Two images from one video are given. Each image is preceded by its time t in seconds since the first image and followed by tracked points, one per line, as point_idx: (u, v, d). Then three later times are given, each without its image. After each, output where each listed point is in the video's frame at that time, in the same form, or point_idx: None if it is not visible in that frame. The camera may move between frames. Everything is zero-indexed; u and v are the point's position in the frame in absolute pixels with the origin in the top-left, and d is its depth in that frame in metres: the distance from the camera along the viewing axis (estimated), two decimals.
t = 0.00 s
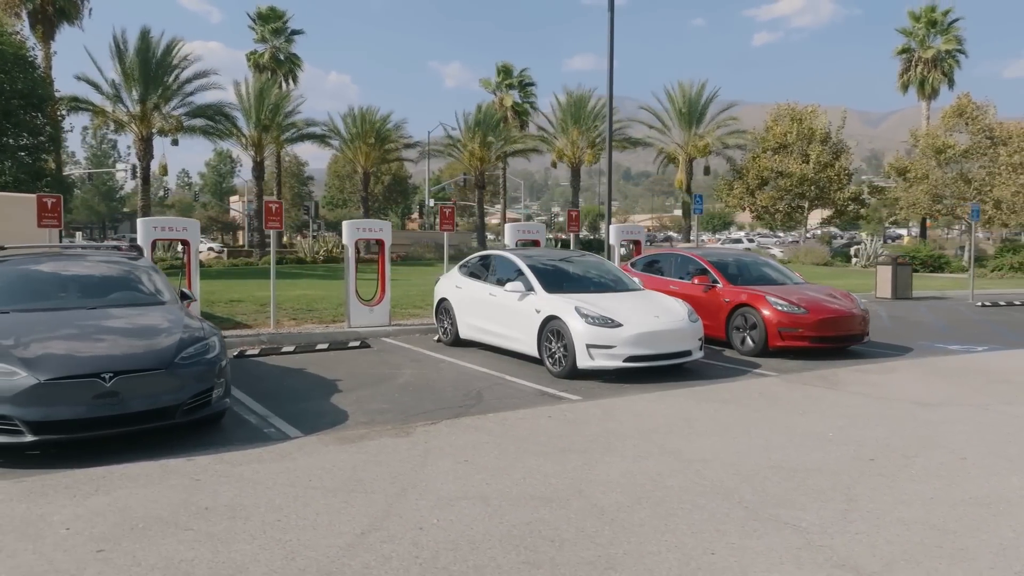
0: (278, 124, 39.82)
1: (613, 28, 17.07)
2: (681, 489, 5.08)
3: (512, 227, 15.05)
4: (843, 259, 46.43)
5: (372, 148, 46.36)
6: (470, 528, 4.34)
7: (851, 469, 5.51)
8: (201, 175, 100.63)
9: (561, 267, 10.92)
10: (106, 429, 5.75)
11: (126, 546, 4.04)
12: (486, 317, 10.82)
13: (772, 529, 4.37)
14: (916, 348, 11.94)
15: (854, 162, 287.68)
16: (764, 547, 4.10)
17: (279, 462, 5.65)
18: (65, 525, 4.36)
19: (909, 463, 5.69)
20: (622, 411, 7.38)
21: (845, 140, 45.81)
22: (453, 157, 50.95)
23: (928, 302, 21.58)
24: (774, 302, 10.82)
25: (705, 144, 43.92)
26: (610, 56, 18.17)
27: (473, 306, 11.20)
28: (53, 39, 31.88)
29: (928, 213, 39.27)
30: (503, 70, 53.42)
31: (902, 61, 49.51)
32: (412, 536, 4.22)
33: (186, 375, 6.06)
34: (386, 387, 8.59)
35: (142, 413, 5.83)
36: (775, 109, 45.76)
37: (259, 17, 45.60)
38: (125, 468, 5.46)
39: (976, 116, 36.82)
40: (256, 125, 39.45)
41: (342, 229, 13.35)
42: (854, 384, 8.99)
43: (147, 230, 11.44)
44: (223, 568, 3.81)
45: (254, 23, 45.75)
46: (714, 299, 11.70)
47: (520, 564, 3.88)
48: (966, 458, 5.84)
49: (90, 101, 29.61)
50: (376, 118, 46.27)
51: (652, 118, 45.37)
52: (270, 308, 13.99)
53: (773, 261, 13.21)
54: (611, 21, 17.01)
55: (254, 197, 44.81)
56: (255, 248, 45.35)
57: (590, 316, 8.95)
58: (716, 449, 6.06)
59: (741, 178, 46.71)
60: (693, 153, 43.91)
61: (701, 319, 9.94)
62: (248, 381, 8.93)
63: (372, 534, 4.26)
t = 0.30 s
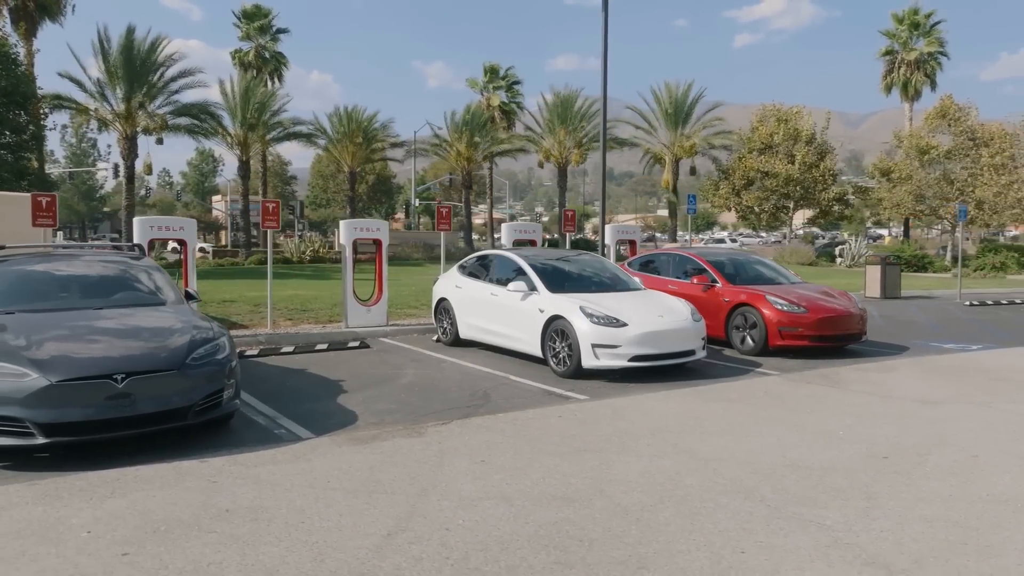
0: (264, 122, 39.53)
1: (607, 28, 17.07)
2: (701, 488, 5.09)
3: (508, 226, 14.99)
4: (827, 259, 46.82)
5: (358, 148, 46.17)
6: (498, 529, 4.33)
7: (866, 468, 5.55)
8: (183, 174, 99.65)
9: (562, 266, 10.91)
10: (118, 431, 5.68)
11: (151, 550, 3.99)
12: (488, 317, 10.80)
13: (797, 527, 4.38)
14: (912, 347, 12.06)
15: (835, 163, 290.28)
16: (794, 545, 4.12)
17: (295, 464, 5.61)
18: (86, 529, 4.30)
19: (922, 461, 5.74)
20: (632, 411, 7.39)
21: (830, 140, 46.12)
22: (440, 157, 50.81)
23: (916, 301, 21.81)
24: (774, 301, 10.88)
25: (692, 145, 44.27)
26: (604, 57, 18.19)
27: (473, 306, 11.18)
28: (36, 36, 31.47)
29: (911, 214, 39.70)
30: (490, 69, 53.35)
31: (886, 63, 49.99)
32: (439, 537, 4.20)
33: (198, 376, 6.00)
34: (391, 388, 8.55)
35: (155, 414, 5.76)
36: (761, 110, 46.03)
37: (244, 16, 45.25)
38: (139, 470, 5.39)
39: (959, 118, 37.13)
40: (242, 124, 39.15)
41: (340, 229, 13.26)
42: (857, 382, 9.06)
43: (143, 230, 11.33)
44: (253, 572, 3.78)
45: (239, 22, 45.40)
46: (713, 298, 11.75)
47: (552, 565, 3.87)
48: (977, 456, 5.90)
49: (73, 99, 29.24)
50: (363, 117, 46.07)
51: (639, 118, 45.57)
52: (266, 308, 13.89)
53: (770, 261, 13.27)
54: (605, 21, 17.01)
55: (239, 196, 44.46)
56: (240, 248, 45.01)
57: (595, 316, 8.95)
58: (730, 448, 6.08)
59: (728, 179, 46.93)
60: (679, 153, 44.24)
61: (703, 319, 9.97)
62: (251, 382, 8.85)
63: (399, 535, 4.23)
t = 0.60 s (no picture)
0: (251, 122, 39.23)
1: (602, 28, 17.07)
2: (719, 486, 5.11)
3: (505, 226, 14.93)
4: (814, 259, 47.13)
5: (347, 147, 45.98)
6: (521, 528, 4.32)
7: (879, 466, 5.59)
8: (167, 173, 98.73)
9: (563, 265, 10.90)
10: (129, 432, 5.62)
11: (173, 553, 3.95)
12: (489, 317, 10.78)
13: (819, 525, 4.40)
14: (908, 345, 12.17)
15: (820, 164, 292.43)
16: (818, 543, 4.14)
17: (309, 464, 5.57)
18: (105, 531, 4.25)
19: (933, 458, 5.79)
20: (640, 410, 7.39)
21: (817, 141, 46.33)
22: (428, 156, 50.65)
23: (906, 300, 22.01)
24: (773, 300, 10.94)
25: (679, 145, 44.70)
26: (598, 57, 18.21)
27: (474, 306, 11.16)
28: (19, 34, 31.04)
29: (896, 214, 40.05)
30: (478, 70, 53.28)
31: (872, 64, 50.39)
32: (463, 537, 4.18)
33: (208, 376, 5.95)
34: (396, 387, 8.52)
35: (166, 415, 5.70)
36: (748, 110, 46.24)
37: (231, 14, 44.91)
38: (152, 472, 5.34)
39: (944, 119, 37.60)
40: (229, 123, 38.85)
41: (337, 229, 13.18)
42: (858, 381, 9.13)
43: (140, 229, 11.22)
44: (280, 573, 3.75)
45: (225, 20, 45.05)
46: (713, 298, 11.80)
47: (581, 564, 3.87)
48: (987, 454, 5.96)
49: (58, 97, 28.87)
50: (351, 116, 45.87)
51: (627, 119, 45.72)
52: (263, 308, 13.81)
53: (768, 260, 13.33)
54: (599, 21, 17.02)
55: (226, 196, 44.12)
56: (228, 248, 44.63)
57: (600, 316, 8.96)
58: (742, 446, 6.11)
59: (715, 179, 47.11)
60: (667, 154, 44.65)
61: (705, 318, 10.01)
62: (253, 382, 8.79)
63: (423, 535, 4.21)
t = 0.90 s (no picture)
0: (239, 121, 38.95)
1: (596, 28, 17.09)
2: (735, 484, 5.12)
3: (502, 226, 14.90)
4: (801, 259, 47.40)
5: (335, 147, 45.79)
6: (543, 527, 4.31)
7: (890, 463, 5.64)
8: (151, 173, 97.78)
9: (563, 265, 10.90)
10: (139, 433, 5.56)
11: (196, 554, 3.92)
12: (489, 316, 10.77)
13: (839, 521, 4.42)
14: (905, 344, 12.29)
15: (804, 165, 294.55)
16: (839, 539, 4.17)
17: (322, 464, 5.54)
18: (124, 532, 4.21)
19: (942, 455, 5.85)
20: (647, 409, 7.41)
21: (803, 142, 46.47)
22: (417, 156, 50.52)
23: (896, 299, 22.21)
24: (773, 299, 11.01)
25: (667, 146, 45.01)
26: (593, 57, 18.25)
27: (474, 305, 11.14)
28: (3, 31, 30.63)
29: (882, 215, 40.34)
30: (467, 70, 53.22)
31: (857, 66, 50.81)
32: (486, 536, 4.17)
33: (219, 376, 5.90)
34: (400, 387, 8.48)
35: (177, 416, 5.66)
36: (736, 111, 46.41)
37: (218, 12, 44.53)
38: (164, 473, 5.29)
39: (929, 120, 38.00)
40: (217, 122, 38.52)
41: (335, 228, 13.11)
42: (860, 380, 9.20)
43: (137, 229, 11.11)
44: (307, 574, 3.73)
45: (212, 19, 44.69)
46: (712, 297, 11.84)
47: (607, 562, 3.87)
48: (995, 450, 6.03)
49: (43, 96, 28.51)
50: (339, 116, 45.70)
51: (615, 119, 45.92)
52: (260, 308, 13.72)
53: (765, 259, 13.39)
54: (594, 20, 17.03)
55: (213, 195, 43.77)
56: (215, 248, 44.29)
57: (604, 316, 8.97)
58: (752, 444, 6.14)
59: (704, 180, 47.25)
60: (655, 155, 45.08)
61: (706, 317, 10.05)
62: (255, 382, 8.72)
63: (446, 534, 4.20)
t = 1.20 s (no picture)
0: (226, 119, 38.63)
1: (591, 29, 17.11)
2: (751, 482, 5.14)
3: (499, 225, 14.87)
4: (788, 259, 47.68)
5: (324, 146, 45.56)
6: (565, 527, 4.31)
7: (901, 461, 5.69)
8: (135, 172, 96.82)
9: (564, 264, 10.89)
10: (149, 434, 5.50)
11: (219, 557, 3.88)
12: (490, 316, 10.75)
13: (858, 519, 4.45)
14: (900, 343, 12.40)
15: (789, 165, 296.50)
16: (861, 536, 4.20)
17: (335, 465, 5.51)
18: (143, 534, 4.16)
19: (952, 453, 5.89)
20: (654, 408, 7.43)
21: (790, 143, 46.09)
22: (406, 156, 50.37)
23: (887, 299, 22.38)
24: (772, 298, 11.08)
25: (656, 146, 46.01)
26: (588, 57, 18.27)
27: (474, 305, 11.12)
28: None
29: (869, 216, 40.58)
30: (455, 70, 53.12)
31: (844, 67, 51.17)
32: (509, 536, 4.16)
33: (228, 376, 5.85)
34: (405, 387, 8.46)
35: (188, 416, 5.60)
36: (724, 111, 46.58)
37: (205, 11, 44.11)
38: (177, 474, 5.24)
39: (914, 121, 38.30)
40: (204, 121, 38.17)
41: (332, 228, 13.04)
42: (860, 379, 9.26)
43: (134, 228, 11.00)
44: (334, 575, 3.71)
45: (199, 16, 44.29)
46: (710, 297, 11.89)
47: (633, 561, 3.87)
48: (1002, 448, 6.08)
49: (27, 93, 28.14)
50: (328, 115, 45.51)
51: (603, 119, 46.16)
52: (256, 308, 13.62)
53: (761, 259, 13.45)
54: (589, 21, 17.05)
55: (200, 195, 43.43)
56: (202, 248, 43.90)
57: (607, 315, 8.98)
58: (762, 442, 6.18)
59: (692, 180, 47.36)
60: (643, 155, 45.91)
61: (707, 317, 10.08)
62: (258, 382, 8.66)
63: (468, 534, 4.19)
